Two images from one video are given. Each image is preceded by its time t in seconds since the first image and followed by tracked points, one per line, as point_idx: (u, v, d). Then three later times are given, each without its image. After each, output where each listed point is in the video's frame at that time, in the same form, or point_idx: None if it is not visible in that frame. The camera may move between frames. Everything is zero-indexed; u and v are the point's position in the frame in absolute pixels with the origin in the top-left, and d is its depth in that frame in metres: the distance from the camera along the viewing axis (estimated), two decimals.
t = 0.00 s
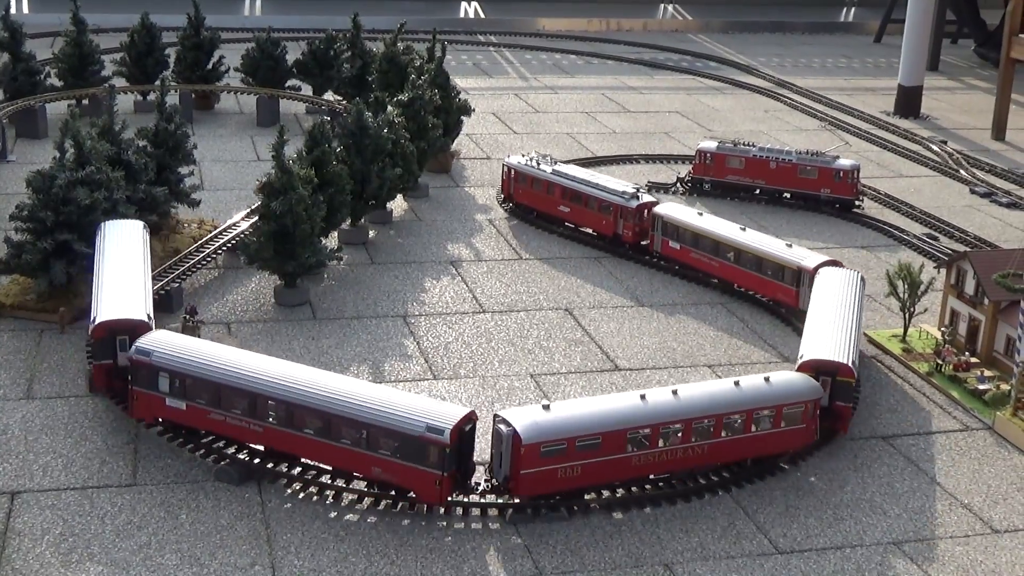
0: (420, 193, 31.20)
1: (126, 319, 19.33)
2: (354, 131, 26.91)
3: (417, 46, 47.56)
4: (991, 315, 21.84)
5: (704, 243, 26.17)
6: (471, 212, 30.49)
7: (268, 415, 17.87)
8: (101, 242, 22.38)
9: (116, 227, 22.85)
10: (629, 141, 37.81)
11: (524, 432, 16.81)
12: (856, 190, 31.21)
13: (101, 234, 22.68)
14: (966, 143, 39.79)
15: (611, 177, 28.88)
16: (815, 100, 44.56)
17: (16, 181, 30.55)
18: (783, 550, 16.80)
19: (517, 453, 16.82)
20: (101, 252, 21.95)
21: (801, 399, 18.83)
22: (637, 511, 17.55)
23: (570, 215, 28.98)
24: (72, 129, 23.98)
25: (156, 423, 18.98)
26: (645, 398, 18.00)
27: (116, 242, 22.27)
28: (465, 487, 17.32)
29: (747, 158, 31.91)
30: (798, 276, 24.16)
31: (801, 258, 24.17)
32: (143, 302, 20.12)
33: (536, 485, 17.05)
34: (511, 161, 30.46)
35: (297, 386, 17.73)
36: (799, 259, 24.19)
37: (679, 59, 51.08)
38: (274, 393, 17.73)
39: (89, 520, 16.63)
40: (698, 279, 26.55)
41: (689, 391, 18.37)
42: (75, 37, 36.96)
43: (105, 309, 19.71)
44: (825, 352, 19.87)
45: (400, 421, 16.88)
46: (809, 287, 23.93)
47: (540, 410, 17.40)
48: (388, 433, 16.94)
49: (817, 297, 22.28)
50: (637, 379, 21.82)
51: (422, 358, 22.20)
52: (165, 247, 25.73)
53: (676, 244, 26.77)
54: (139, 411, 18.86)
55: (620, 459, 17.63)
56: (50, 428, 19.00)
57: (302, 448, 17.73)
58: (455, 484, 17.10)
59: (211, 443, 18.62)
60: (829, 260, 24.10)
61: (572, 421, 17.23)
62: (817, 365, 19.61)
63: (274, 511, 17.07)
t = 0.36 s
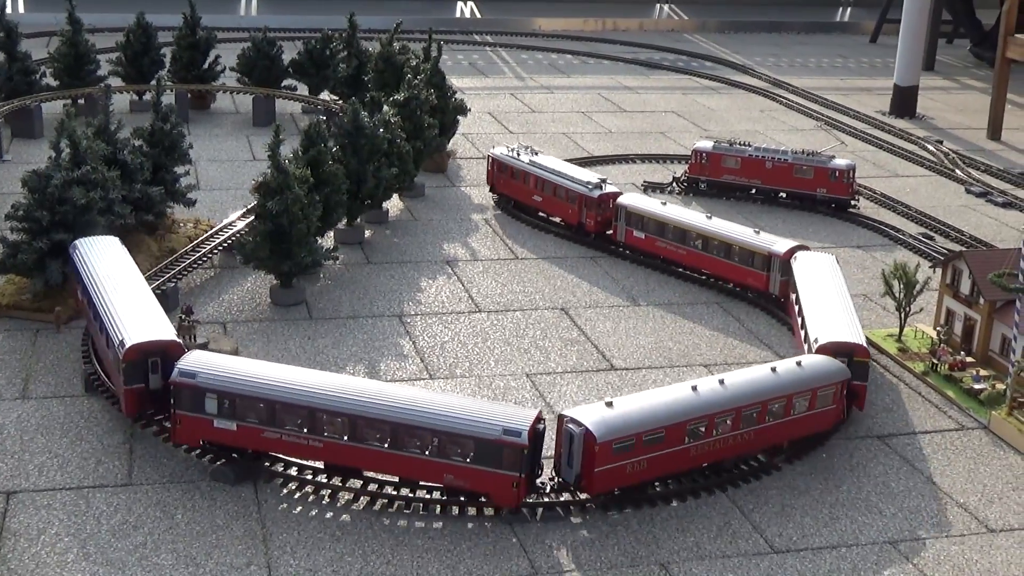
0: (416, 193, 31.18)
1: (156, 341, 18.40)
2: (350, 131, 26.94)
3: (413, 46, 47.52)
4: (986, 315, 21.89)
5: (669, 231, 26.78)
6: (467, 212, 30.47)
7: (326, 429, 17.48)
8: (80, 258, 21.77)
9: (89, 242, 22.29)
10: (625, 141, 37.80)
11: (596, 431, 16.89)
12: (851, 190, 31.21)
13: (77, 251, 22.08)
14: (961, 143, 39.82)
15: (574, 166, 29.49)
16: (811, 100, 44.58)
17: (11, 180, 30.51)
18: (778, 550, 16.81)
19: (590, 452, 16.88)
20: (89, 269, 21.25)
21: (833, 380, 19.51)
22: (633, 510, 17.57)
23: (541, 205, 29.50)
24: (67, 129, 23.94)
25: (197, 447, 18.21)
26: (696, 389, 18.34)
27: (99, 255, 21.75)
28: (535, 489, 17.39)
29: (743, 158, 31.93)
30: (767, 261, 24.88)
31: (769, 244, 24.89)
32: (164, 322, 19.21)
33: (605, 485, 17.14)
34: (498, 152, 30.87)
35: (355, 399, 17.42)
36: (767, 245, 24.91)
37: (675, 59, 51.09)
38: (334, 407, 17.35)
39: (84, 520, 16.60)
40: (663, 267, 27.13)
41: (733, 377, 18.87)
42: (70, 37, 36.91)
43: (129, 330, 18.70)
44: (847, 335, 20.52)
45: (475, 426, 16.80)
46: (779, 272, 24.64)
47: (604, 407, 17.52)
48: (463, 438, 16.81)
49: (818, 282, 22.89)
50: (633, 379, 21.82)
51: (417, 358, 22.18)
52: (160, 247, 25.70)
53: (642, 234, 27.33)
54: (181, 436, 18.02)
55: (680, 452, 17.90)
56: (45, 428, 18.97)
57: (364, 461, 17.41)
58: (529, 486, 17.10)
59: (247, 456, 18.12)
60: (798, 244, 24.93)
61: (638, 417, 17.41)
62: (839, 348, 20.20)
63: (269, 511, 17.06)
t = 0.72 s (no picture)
0: (411, 194, 31.18)
1: (199, 362, 17.81)
2: (346, 131, 26.93)
3: (408, 47, 47.54)
4: (981, 315, 21.91)
5: (632, 221, 27.51)
6: (462, 213, 30.49)
7: (391, 440, 17.26)
8: (71, 281, 20.88)
9: (77, 263, 21.45)
10: (620, 141, 37.84)
11: (662, 425, 17.26)
12: (846, 190, 31.23)
13: (66, 274, 21.17)
14: (955, 144, 39.88)
15: (548, 159, 30.29)
16: (806, 100, 44.64)
17: (6, 181, 30.46)
18: (773, 550, 16.82)
19: (659, 446, 17.23)
20: (86, 290, 20.38)
21: (850, 360, 20.30)
22: (628, 510, 17.58)
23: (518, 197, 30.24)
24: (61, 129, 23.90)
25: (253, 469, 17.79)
26: (737, 378, 18.83)
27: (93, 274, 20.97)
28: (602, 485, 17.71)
29: (738, 158, 31.98)
30: (728, 248, 25.63)
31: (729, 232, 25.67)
32: (194, 341, 18.58)
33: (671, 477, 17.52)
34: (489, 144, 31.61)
35: (415, 406, 17.30)
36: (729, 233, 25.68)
37: (670, 60, 51.13)
38: (398, 419, 17.15)
39: (79, 521, 16.58)
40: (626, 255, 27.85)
41: (767, 364, 19.48)
42: (65, 37, 36.85)
43: (166, 351, 18.03)
44: (854, 317, 21.43)
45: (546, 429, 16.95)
46: (740, 258, 25.43)
47: (660, 403, 17.89)
48: (536, 441, 16.95)
49: (802, 270, 23.65)
50: (628, 379, 21.83)
51: (413, 358, 22.19)
52: (155, 247, 25.67)
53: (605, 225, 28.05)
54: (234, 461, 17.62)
55: (731, 440, 18.43)
56: (40, 428, 18.95)
57: (432, 471, 17.31)
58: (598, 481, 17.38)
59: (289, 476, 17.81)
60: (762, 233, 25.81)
61: (694, 409, 17.81)
62: (851, 330, 21.06)
63: (264, 512, 17.05)
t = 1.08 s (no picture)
0: (407, 194, 31.18)
1: (252, 381, 17.51)
2: (342, 132, 26.91)
3: (404, 48, 47.59)
4: (976, 315, 21.97)
5: (594, 212, 28.08)
6: (458, 213, 30.51)
7: (458, 449, 17.18)
8: (77, 302, 20.08)
9: (78, 283, 20.67)
10: (616, 142, 37.87)
11: (721, 415, 17.64)
12: (842, 191, 31.27)
13: (69, 295, 20.33)
14: (951, 144, 39.95)
15: (529, 150, 30.76)
16: (802, 101, 44.71)
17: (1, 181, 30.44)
18: (769, 550, 16.85)
19: (718, 436, 17.62)
20: (98, 313, 19.64)
21: (860, 341, 21.01)
22: (625, 510, 17.60)
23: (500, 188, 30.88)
24: (57, 130, 23.89)
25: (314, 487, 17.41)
26: (769, 365, 19.30)
27: (101, 297, 20.13)
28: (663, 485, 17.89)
29: (734, 158, 32.01)
30: (688, 238, 26.25)
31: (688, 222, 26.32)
32: (235, 359, 18.23)
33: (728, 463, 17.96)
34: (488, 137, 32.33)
35: (479, 413, 17.23)
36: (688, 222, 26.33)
37: (666, 60, 51.20)
38: (465, 425, 17.07)
39: (75, 522, 16.57)
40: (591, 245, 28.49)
41: (790, 350, 19.98)
42: (61, 38, 36.82)
43: (214, 372, 17.65)
44: (848, 299, 22.36)
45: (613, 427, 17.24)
46: (700, 248, 26.09)
47: (708, 394, 18.22)
48: (604, 437, 17.22)
49: (775, 256, 24.39)
50: (624, 379, 21.85)
51: (409, 359, 22.21)
52: (151, 247, 25.67)
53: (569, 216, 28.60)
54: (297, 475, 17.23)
55: (774, 424, 18.94)
56: (36, 429, 18.93)
57: (502, 475, 17.32)
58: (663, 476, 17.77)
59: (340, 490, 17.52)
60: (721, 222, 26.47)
61: (743, 398, 18.20)
62: (851, 310, 21.95)
63: (260, 512, 17.04)
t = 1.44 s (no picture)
0: (403, 195, 31.15)
1: (310, 397, 17.19)
2: (338, 133, 26.94)
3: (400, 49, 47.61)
4: (972, 316, 21.99)
5: (561, 203, 28.72)
6: (454, 214, 30.49)
7: (529, 451, 17.29)
8: (92, 324, 19.39)
9: (87, 303, 19.96)
10: (612, 143, 37.86)
11: (768, 401, 18.31)
12: (838, 191, 31.28)
13: (81, 317, 19.60)
14: (946, 145, 39.97)
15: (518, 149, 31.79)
16: (797, 102, 44.75)
17: None
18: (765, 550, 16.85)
19: (767, 420, 18.29)
20: (122, 336, 19.01)
21: (859, 322, 21.84)
22: (621, 511, 17.61)
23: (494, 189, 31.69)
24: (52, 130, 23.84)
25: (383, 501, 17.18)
26: (793, 350, 19.87)
27: (124, 320, 19.38)
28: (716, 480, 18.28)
29: (730, 159, 32.03)
30: (648, 228, 26.93)
31: (649, 212, 27.01)
32: (286, 376, 17.88)
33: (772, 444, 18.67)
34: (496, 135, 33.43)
35: (539, 415, 17.37)
36: (649, 213, 27.02)
37: (662, 61, 51.23)
38: (533, 428, 17.19)
39: (71, 523, 16.54)
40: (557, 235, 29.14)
41: (806, 334, 20.53)
42: (56, 38, 36.76)
43: (269, 391, 17.27)
44: (833, 282, 23.26)
45: (674, 422, 17.62)
46: (660, 237, 26.78)
47: (748, 381, 18.84)
48: (665, 432, 17.60)
49: (743, 243, 25.20)
50: (620, 380, 21.84)
51: (406, 359, 22.19)
52: (147, 247, 25.64)
53: (537, 207, 29.23)
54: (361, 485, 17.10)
55: (804, 406, 19.66)
56: (31, 430, 18.89)
57: (569, 474, 17.56)
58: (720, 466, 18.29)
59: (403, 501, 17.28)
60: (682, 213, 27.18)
61: (782, 382, 18.85)
62: (839, 295, 22.82)
63: (256, 513, 17.02)
